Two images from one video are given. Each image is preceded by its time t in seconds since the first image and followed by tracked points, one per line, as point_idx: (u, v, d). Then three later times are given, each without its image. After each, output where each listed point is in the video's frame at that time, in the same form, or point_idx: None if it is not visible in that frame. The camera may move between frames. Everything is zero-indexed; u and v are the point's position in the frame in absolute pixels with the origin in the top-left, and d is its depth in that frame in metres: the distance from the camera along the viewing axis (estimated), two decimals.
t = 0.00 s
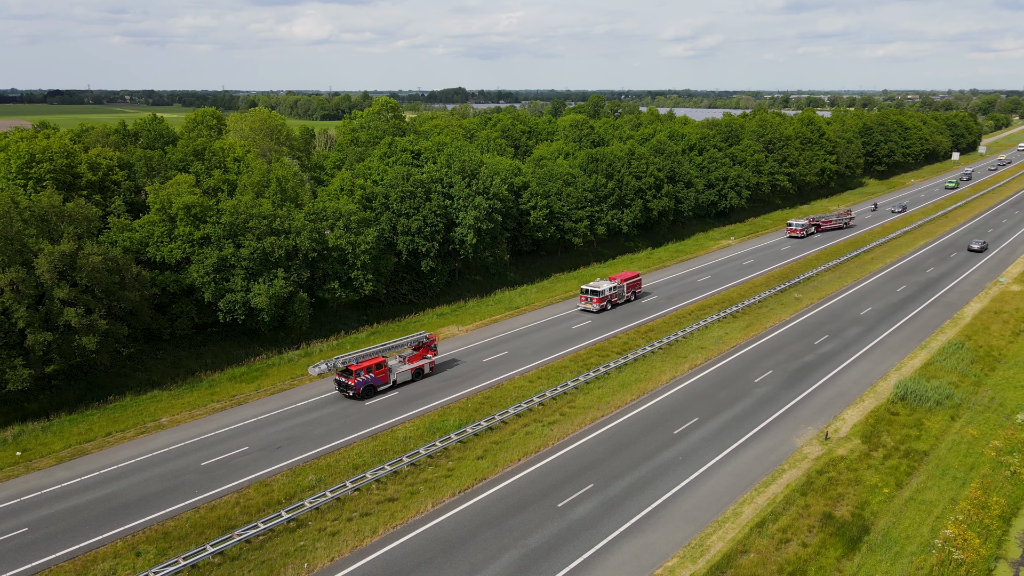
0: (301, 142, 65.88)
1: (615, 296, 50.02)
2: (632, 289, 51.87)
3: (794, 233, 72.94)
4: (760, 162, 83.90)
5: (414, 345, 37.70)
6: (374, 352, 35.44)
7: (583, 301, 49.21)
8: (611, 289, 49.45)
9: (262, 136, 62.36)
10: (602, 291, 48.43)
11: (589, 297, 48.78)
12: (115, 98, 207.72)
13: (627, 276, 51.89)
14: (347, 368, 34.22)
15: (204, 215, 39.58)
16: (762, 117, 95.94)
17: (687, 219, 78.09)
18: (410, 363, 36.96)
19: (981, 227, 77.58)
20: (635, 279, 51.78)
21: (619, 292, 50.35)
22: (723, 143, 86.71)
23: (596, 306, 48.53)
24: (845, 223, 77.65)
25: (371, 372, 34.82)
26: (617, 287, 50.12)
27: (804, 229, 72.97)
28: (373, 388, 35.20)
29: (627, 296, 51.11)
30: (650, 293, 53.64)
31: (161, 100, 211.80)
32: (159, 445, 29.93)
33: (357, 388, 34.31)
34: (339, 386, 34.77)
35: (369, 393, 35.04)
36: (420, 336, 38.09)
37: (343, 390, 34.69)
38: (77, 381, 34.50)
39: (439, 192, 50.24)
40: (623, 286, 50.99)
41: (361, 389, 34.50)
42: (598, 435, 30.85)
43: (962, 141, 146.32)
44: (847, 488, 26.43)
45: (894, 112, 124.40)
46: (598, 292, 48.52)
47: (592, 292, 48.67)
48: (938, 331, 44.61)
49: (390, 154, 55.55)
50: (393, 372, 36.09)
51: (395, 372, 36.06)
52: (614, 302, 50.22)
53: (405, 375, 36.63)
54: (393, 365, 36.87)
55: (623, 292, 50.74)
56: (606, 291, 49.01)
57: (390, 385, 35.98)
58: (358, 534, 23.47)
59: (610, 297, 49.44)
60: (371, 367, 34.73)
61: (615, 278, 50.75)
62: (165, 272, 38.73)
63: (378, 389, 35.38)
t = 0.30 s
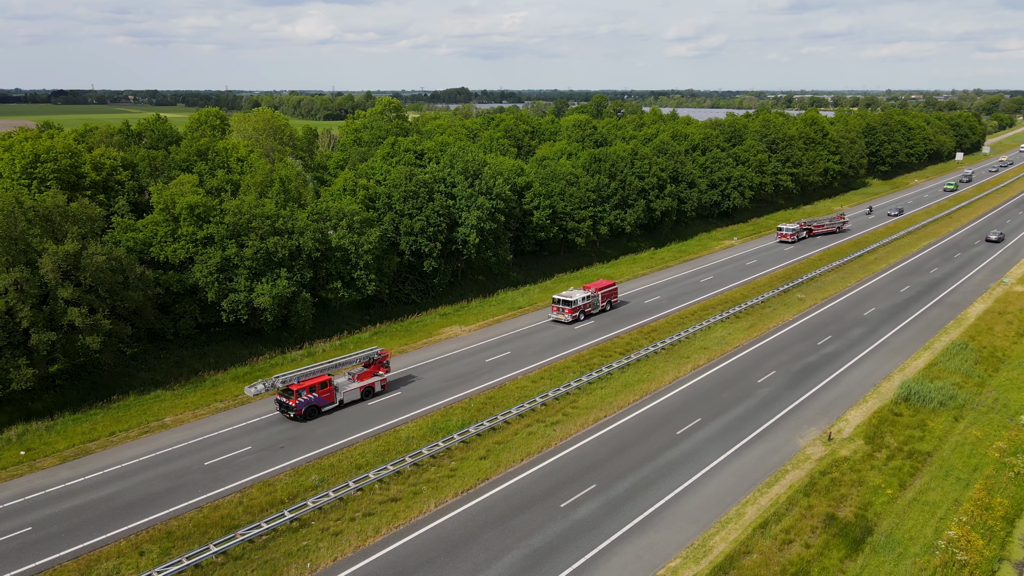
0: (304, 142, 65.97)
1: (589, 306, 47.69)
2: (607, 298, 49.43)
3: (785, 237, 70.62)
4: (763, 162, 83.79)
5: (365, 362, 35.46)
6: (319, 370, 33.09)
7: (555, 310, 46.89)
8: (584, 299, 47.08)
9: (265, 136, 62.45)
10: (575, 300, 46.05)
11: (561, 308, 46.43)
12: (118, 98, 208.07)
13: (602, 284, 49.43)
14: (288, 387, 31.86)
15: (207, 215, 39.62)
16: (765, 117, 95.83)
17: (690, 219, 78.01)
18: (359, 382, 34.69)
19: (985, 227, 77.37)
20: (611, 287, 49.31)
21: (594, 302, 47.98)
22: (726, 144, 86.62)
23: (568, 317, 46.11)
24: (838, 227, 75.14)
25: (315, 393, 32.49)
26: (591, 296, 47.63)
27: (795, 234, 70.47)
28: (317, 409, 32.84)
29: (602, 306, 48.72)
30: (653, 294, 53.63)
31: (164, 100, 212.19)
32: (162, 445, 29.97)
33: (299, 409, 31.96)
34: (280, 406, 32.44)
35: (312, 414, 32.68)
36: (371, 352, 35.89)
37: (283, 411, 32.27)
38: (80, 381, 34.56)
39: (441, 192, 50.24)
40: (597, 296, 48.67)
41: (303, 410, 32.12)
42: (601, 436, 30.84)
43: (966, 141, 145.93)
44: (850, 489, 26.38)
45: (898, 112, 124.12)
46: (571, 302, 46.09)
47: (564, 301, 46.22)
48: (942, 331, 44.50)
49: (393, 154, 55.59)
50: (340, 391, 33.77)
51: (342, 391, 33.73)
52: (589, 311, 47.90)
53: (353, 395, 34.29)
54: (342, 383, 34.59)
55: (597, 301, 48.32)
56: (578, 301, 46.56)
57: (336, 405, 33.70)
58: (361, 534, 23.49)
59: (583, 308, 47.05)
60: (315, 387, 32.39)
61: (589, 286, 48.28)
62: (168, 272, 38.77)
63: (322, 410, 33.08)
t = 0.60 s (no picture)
0: (307, 142, 66.09)
1: (560, 316, 45.54)
2: (580, 308, 47.22)
3: (775, 243, 68.42)
4: (767, 162, 83.69)
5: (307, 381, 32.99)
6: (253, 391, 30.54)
7: (523, 321, 44.71)
8: (555, 309, 44.99)
9: (269, 136, 62.58)
10: (544, 311, 43.98)
11: (530, 319, 44.29)
12: (122, 98, 208.68)
13: (575, 294, 47.27)
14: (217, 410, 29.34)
15: (211, 215, 39.69)
16: (769, 118, 95.73)
17: (693, 219, 77.97)
18: (301, 403, 32.32)
19: (989, 227, 77.19)
20: (584, 297, 47.13)
21: (566, 313, 45.91)
22: (729, 144, 86.53)
23: (536, 328, 43.98)
24: (831, 230, 73.23)
25: (249, 415, 30.00)
26: (562, 307, 45.54)
27: (786, 238, 68.36)
28: (251, 433, 30.34)
29: (574, 317, 46.59)
30: (656, 294, 53.61)
31: (167, 100, 212.65)
32: (165, 445, 30.01)
33: (229, 433, 29.46)
34: (211, 430, 29.93)
35: (245, 438, 30.20)
36: (315, 371, 33.41)
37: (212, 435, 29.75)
38: (84, 380, 34.64)
39: (445, 192, 50.26)
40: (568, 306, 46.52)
41: (233, 435, 29.60)
42: (603, 436, 30.82)
43: (970, 141, 145.57)
44: (853, 490, 26.32)
45: (902, 113, 123.89)
46: (540, 312, 44.01)
47: (532, 312, 44.10)
48: (945, 332, 44.41)
49: (396, 154, 55.68)
50: (279, 413, 31.36)
51: (281, 413, 31.32)
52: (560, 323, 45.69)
53: (293, 417, 31.89)
54: (282, 403, 32.18)
55: (569, 312, 46.23)
56: (547, 311, 44.52)
57: (274, 427, 31.24)
58: (363, 534, 23.52)
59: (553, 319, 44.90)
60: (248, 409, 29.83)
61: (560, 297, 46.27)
62: (172, 272, 38.85)
63: (258, 433, 30.61)
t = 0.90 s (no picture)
0: (310, 142, 66.16)
1: (527, 328, 43.20)
2: (549, 319, 44.86)
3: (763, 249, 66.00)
4: (770, 162, 83.58)
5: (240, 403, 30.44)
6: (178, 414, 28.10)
7: (487, 334, 42.24)
8: (521, 321, 42.63)
9: (272, 136, 62.67)
10: (510, 323, 41.57)
11: (494, 331, 41.88)
12: (126, 98, 209.16)
13: (543, 304, 44.96)
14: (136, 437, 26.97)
15: (214, 215, 39.76)
16: (772, 117, 95.58)
17: (696, 219, 77.89)
18: (232, 426, 29.79)
19: (993, 228, 76.99)
20: (553, 308, 44.85)
21: (533, 325, 43.60)
22: (732, 144, 86.41)
23: (502, 341, 41.66)
24: (822, 235, 71.06)
25: (170, 442, 27.55)
26: (529, 318, 43.22)
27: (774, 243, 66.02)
28: (173, 460, 27.91)
29: (543, 329, 44.28)
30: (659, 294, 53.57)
31: (171, 100, 213.12)
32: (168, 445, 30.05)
33: (147, 462, 27.09)
34: (130, 457, 27.61)
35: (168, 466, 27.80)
36: (250, 391, 30.83)
37: (132, 462, 27.45)
38: (87, 379, 34.70)
39: (447, 192, 50.28)
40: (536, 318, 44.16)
41: (152, 464, 27.23)
42: (606, 436, 30.80)
43: (974, 141, 145.13)
44: (855, 491, 26.29)
45: (906, 112, 123.59)
46: (505, 324, 41.59)
47: (497, 324, 41.69)
48: (949, 332, 44.30)
49: (399, 154, 55.75)
50: (207, 438, 28.93)
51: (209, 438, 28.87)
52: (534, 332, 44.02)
53: (223, 442, 29.40)
54: (211, 427, 29.76)
55: (536, 323, 43.89)
56: (513, 323, 42.15)
57: (201, 453, 28.77)
58: (366, 533, 23.55)
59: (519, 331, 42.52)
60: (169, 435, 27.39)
61: (528, 307, 43.90)
62: (175, 271, 38.92)
63: (181, 461, 28.13)
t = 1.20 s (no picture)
0: (313, 142, 66.20)
1: (490, 342, 41.00)
2: (513, 331, 42.54)
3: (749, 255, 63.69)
4: (773, 162, 83.49)
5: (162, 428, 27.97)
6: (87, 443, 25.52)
7: (448, 347, 40.05)
8: (483, 334, 40.46)
9: (275, 136, 62.76)
10: (471, 336, 39.40)
11: (455, 344, 39.70)
12: (129, 98, 209.63)
13: (509, 315, 42.69)
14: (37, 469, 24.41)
15: (217, 215, 39.85)
16: (775, 117, 95.44)
17: (699, 219, 77.82)
18: (153, 453, 27.32)
19: (997, 228, 76.83)
20: (519, 319, 42.63)
21: (497, 337, 41.42)
22: (736, 144, 86.27)
23: (463, 355, 39.37)
24: (813, 240, 68.97)
25: (78, 473, 25.01)
26: (492, 331, 41.04)
27: (762, 249, 63.73)
28: (82, 493, 25.35)
29: (509, 341, 42.10)
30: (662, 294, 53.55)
31: (174, 100, 213.79)
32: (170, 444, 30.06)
33: (50, 496, 24.49)
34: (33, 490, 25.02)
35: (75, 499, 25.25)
36: (174, 414, 28.36)
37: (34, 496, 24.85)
38: (91, 379, 34.79)
39: (450, 192, 50.31)
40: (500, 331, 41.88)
41: (55, 498, 24.63)
42: (608, 436, 30.76)
43: (978, 141, 144.76)
44: (858, 491, 26.24)
45: (909, 113, 123.33)
46: (466, 337, 39.41)
47: (458, 337, 39.53)
48: (953, 333, 44.18)
49: (401, 154, 55.81)
50: (121, 467, 26.46)
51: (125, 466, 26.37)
52: (509, 342, 42.41)
53: (141, 470, 26.91)
54: (129, 455, 27.23)
55: (502, 335, 41.74)
56: (475, 336, 39.96)
57: (116, 484, 26.29)
58: (368, 533, 23.58)
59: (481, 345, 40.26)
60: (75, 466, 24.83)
61: (493, 319, 41.71)
62: (179, 271, 38.99)
63: (92, 493, 25.63)
